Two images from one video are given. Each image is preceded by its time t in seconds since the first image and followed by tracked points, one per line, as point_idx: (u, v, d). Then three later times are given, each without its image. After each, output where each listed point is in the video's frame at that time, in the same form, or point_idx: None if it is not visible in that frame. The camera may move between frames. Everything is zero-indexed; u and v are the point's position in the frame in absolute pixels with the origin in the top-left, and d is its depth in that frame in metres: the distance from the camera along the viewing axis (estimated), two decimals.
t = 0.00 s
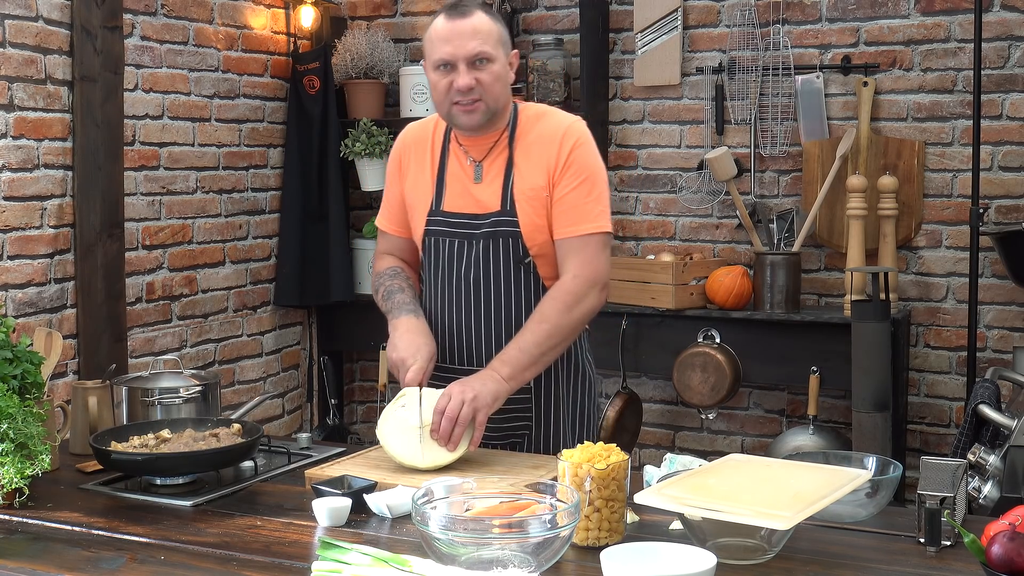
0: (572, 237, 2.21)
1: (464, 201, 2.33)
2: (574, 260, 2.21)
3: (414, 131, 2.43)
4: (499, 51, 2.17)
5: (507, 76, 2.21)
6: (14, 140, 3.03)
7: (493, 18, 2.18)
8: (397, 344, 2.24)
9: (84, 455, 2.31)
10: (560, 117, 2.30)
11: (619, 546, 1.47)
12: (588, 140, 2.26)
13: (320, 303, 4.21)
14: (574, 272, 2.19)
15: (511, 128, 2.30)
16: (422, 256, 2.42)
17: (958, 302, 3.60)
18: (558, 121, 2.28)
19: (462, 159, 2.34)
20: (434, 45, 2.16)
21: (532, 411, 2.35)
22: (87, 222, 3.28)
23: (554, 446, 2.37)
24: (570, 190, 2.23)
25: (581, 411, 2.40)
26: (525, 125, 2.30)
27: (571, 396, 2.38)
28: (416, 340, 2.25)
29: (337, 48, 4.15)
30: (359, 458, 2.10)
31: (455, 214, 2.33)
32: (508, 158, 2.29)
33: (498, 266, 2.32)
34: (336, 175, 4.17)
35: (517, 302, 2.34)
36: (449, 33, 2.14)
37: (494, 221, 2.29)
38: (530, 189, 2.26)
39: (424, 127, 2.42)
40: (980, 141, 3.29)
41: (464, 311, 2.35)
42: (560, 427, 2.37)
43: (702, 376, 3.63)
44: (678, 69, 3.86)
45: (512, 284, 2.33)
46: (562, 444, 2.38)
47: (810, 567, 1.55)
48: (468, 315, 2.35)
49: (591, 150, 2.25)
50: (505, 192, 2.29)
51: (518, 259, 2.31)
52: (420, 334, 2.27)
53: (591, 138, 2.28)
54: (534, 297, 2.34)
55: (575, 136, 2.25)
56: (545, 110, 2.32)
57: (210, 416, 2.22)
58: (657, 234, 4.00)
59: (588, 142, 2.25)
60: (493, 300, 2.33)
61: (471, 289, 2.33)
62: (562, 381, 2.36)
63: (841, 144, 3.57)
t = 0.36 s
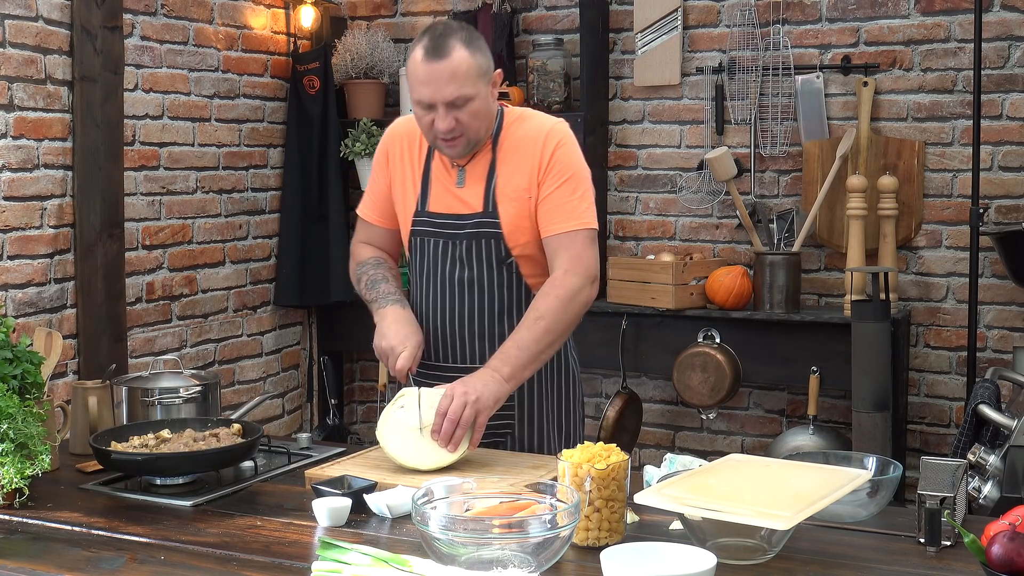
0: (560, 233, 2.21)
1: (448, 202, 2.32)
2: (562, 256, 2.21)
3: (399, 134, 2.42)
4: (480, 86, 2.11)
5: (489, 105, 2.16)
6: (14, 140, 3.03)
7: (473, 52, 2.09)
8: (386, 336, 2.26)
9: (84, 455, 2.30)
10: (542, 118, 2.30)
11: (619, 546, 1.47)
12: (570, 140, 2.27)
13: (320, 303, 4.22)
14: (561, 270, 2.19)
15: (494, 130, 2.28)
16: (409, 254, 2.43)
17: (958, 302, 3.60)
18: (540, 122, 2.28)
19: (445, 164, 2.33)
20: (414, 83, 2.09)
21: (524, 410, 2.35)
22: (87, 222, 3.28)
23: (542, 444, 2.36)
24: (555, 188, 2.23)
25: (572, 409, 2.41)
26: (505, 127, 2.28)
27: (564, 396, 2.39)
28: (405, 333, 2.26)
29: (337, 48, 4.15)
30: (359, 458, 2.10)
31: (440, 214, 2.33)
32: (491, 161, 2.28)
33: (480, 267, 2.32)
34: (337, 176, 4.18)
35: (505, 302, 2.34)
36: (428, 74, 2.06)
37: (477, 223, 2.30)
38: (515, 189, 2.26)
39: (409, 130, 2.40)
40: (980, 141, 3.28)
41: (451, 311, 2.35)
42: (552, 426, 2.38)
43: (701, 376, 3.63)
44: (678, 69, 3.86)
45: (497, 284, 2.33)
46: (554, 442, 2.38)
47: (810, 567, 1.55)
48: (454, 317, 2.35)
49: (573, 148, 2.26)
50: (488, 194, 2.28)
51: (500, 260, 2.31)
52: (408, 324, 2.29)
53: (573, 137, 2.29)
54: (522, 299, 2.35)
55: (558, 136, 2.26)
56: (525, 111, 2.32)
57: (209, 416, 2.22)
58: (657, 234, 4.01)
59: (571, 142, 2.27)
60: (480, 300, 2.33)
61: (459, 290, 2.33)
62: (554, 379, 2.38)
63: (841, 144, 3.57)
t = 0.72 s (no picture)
0: (557, 241, 2.21)
1: (442, 216, 2.32)
2: (561, 263, 2.21)
3: (387, 145, 2.39)
4: (468, 107, 2.09)
5: (478, 122, 2.13)
6: (14, 140, 3.03)
7: (460, 72, 2.06)
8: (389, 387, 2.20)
9: (84, 455, 2.30)
10: (530, 123, 2.29)
11: (619, 546, 1.47)
12: (560, 144, 2.26)
13: (320, 303, 4.22)
14: (560, 278, 2.19)
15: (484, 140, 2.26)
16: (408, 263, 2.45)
17: (958, 302, 3.60)
18: (528, 127, 2.27)
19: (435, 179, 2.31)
20: (400, 106, 2.06)
21: (521, 412, 2.36)
22: (87, 222, 3.28)
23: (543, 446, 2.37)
24: (548, 195, 2.23)
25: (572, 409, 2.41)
26: (494, 135, 2.26)
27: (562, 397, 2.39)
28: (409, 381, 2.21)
29: (338, 49, 4.15)
30: (359, 458, 2.10)
31: (434, 229, 2.33)
32: (483, 172, 2.27)
33: (478, 278, 2.33)
34: (337, 177, 4.18)
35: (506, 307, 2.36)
36: (414, 98, 2.04)
37: (474, 238, 2.30)
38: (510, 199, 2.26)
39: (395, 141, 2.37)
40: (980, 140, 3.28)
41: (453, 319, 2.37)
42: (552, 427, 2.38)
43: (701, 376, 3.63)
44: (678, 69, 3.86)
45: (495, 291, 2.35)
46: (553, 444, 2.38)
47: (809, 568, 1.55)
48: (455, 324, 2.37)
49: (564, 152, 2.26)
50: (483, 209, 2.28)
51: (500, 274, 2.33)
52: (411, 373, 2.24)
53: (563, 140, 2.28)
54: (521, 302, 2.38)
55: (547, 140, 2.25)
56: (513, 115, 2.30)
57: (210, 416, 2.22)
58: (657, 234, 4.01)
59: (561, 145, 2.26)
60: (483, 308, 2.36)
61: (460, 300, 2.36)
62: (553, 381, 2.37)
63: (841, 144, 3.57)
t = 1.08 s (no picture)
0: (560, 237, 2.21)
1: (445, 208, 2.32)
2: (563, 258, 2.21)
3: (395, 146, 2.41)
4: (466, 88, 2.10)
5: (477, 106, 2.15)
6: (14, 140, 3.03)
7: (459, 55, 2.07)
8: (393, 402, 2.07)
9: (84, 455, 2.30)
10: (535, 121, 2.30)
11: (620, 546, 1.47)
12: (565, 141, 2.27)
13: (320, 303, 4.22)
14: (563, 276, 2.19)
15: (488, 133, 2.28)
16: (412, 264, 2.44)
17: (958, 302, 3.60)
18: (533, 125, 2.28)
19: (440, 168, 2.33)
20: (401, 86, 2.08)
21: (520, 411, 2.35)
22: (87, 222, 3.28)
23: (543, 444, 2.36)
24: (552, 191, 2.23)
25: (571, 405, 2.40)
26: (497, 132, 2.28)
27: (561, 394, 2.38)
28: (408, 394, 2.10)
29: (337, 48, 4.14)
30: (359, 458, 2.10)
31: (438, 220, 2.33)
32: (487, 164, 2.28)
33: (482, 273, 2.32)
34: (337, 177, 4.19)
35: (507, 304, 2.34)
36: (414, 78, 2.06)
37: (477, 227, 2.30)
38: (512, 193, 2.26)
39: (403, 142, 2.40)
40: (980, 140, 3.28)
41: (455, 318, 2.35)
42: (550, 426, 2.37)
43: (702, 376, 3.63)
44: (678, 69, 3.86)
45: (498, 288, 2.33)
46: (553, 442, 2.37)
47: (810, 568, 1.55)
48: (457, 323, 2.36)
49: (569, 150, 2.26)
50: (487, 200, 2.28)
51: (502, 263, 2.32)
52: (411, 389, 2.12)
53: (568, 138, 2.29)
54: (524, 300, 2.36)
55: (552, 138, 2.26)
56: (518, 113, 2.32)
57: (210, 416, 2.22)
58: (657, 234, 4.01)
59: (566, 143, 2.26)
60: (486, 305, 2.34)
61: (463, 296, 2.34)
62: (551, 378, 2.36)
63: (841, 144, 3.57)
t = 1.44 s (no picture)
0: (570, 241, 2.24)
1: (455, 202, 2.33)
2: (573, 264, 2.24)
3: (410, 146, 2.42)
4: (480, 81, 2.13)
5: (491, 100, 2.18)
6: (14, 140, 3.03)
7: (476, 47, 2.11)
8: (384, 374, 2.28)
9: (84, 455, 2.30)
10: (551, 125, 2.31)
11: (620, 546, 1.47)
12: (581, 146, 2.29)
13: (320, 303, 4.21)
14: (569, 282, 2.22)
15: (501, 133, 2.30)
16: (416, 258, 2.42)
17: (958, 302, 3.60)
18: (550, 128, 2.29)
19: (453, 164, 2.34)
20: (416, 75, 2.11)
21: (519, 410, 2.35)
22: (87, 222, 3.28)
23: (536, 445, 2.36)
24: (567, 196, 2.25)
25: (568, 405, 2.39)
26: (513, 134, 2.30)
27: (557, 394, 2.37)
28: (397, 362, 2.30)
29: (338, 48, 4.14)
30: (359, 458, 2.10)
31: (447, 215, 2.33)
32: (501, 161, 2.29)
33: (486, 270, 2.30)
34: (336, 176, 4.18)
35: (509, 302, 2.31)
36: (429, 66, 2.09)
37: (484, 223, 2.30)
38: (525, 192, 2.27)
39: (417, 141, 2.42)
40: (980, 140, 3.28)
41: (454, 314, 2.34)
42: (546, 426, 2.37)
43: (702, 376, 3.63)
44: (678, 69, 3.86)
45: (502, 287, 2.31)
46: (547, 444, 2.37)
47: (810, 568, 1.55)
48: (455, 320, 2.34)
49: (584, 155, 2.28)
50: (500, 197, 2.28)
51: (508, 260, 2.30)
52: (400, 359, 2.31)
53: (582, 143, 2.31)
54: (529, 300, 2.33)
55: (569, 142, 2.28)
56: (533, 116, 2.34)
57: (209, 416, 2.22)
58: (657, 234, 4.01)
59: (582, 147, 2.28)
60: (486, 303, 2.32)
61: (462, 292, 2.32)
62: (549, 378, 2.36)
63: (841, 144, 3.57)
